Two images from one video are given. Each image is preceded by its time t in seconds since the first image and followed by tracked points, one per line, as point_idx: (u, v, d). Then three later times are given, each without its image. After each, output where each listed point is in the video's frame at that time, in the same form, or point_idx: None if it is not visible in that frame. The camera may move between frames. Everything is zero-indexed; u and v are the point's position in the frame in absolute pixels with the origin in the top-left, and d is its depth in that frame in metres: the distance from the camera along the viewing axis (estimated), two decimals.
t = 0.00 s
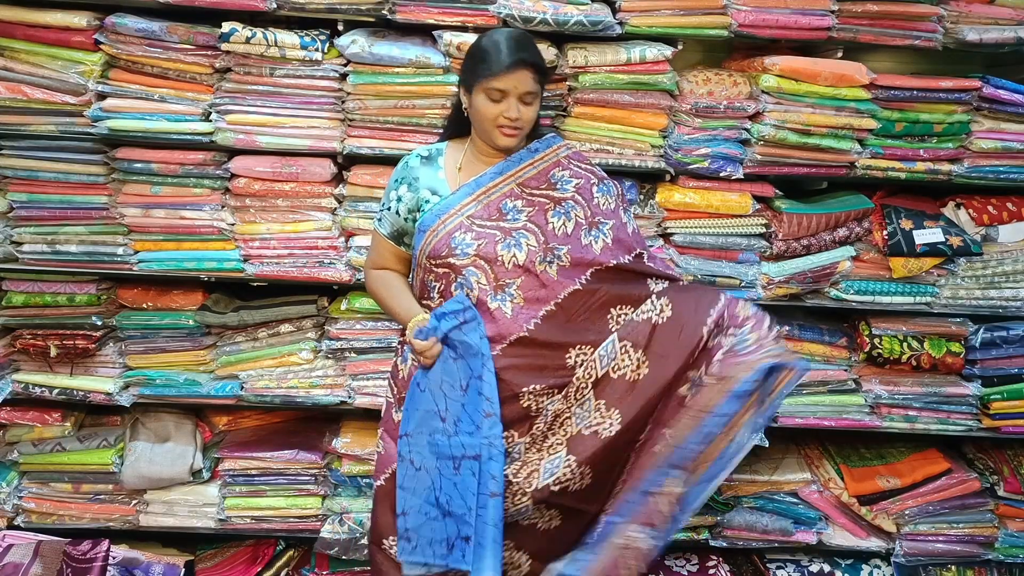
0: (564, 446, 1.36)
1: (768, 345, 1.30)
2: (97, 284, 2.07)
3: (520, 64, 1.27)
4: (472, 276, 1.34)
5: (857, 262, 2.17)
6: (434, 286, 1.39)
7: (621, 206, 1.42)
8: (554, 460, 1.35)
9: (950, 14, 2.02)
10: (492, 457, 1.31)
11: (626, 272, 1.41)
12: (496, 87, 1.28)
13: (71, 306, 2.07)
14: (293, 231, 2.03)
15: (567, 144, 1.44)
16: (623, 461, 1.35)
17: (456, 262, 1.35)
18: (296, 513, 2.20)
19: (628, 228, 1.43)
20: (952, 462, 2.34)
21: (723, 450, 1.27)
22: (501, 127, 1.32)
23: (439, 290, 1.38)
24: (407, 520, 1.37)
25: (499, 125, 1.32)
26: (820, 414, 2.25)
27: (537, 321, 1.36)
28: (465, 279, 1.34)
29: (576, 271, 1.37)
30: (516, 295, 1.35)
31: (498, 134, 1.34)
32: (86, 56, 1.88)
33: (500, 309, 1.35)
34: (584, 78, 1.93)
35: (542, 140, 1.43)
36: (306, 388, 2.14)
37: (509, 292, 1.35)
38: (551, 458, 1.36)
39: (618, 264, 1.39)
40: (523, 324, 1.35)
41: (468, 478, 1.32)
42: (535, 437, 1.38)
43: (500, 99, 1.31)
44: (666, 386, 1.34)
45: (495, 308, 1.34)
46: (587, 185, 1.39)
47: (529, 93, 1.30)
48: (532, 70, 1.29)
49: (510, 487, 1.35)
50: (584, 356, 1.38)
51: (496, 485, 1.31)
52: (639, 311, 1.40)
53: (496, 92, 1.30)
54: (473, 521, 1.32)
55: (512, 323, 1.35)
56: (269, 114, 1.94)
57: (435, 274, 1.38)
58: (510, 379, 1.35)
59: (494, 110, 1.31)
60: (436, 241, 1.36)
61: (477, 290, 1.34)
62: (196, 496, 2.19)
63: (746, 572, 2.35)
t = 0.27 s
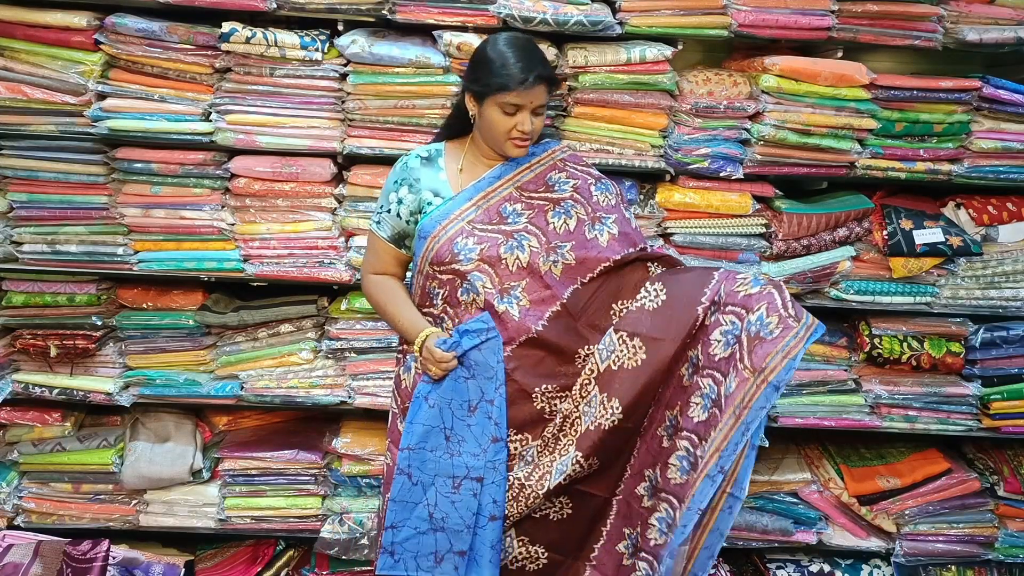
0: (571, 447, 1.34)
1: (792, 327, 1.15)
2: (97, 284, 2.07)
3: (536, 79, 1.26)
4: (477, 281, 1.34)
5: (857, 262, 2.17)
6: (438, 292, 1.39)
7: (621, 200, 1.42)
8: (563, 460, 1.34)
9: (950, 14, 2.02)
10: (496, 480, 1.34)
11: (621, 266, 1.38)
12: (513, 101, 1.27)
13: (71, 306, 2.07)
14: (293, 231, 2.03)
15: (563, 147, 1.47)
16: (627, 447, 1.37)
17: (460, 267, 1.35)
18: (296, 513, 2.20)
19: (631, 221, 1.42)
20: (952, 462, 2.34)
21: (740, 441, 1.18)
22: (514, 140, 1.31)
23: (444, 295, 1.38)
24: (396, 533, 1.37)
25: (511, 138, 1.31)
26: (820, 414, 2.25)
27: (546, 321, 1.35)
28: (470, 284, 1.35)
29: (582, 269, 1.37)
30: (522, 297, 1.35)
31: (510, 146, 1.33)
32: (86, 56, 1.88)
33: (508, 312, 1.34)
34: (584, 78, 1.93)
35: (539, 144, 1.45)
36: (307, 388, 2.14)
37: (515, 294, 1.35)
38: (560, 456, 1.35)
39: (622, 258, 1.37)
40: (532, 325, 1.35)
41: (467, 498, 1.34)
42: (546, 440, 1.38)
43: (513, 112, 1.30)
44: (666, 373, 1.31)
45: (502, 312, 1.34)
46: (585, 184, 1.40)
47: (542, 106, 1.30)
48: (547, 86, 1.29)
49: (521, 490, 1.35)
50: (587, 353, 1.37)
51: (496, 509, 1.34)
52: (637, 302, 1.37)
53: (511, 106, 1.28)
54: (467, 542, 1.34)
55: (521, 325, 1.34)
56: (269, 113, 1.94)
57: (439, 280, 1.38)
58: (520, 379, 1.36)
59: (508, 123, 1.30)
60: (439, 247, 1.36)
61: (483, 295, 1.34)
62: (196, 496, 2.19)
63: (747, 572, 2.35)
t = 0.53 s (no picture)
0: (566, 449, 1.42)
1: (801, 342, 1.46)
2: (97, 284, 2.07)
3: (529, 85, 1.24)
4: (468, 286, 1.34)
5: (857, 262, 2.17)
6: (427, 295, 1.38)
7: (611, 202, 1.42)
8: (558, 461, 1.41)
9: (950, 14, 2.02)
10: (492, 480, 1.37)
11: (616, 274, 1.41)
12: (505, 107, 1.25)
13: (71, 306, 2.07)
14: (293, 231, 2.03)
15: (552, 147, 1.44)
16: (626, 456, 1.42)
17: (451, 271, 1.34)
18: (296, 513, 2.20)
19: (621, 223, 1.43)
20: (952, 462, 2.34)
21: (757, 453, 1.43)
22: (504, 144, 1.31)
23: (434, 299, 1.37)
24: (398, 533, 1.39)
25: (501, 142, 1.30)
26: (820, 414, 2.24)
27: (538, 326, 1.37)
28: (461, 288, 1.34)
29: (572, 275, 1.38)
30: (513, 302, 1.36)
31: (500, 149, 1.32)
32: (86, 56, 1.88)
33: (500, 316, 1.35)
34: (584, 78, 1.93)
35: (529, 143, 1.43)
36: (307, 388, 2.14)
37: (506, 299, 1.36)
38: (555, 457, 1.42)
39: (611, 265, 1.39)
40: (523, 329, 1.36)
41: (466, 497, 1.37)
42: (538, 441, 1.42)
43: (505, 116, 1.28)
44: (665, 384, 1.37)
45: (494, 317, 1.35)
46: (576, 186, 1.39)
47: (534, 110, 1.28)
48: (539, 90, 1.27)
49: (515, 490, 1.40)
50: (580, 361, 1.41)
51: (493, 508, 1.38)
52: (637, 315, 1.41)
53: (503, 110, 1.26)
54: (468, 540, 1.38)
55: (513, 329, 1.36)
56: (269, 113, 1.94)
57: (430, 283, 1.37)
58: (511, 380, 1.38)
59: (500, 127, 1.28)
60: (430, 250, 1.33)
61: (474, 299, 1.34)
62: (196, 496, 2.19)
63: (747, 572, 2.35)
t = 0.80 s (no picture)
0: (557, 448, 1.42)
1: (803, 367, 1.39)
2: (97, 284, 2.07)
3: (518, 92, 1.24)
4: (457, 290, 1.35)
5: (857, 262, 2.16)
6: (415, 298, 1.39)
7: (595, 205, 1.42)
8: (547, 459, 1.42)
9: (950, 14, 2.02)
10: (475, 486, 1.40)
11: (602, 275, 1.42)
12: (494, 115, 1.26)
13: (71, 306, 2.07)
14: (293, 231, 2.03)
15: (538, 149, 1.46)
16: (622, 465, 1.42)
17: (440, 276, 1.35)
18: (296, 513, 2.20)
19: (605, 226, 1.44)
20: (952, 462, 2.34)
21: (767, 474, 1.37)
22: (492, 149, 1.32)
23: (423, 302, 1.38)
24: (380, 541, 1.40)
25: (490, 148, 1.31)
26: (820, 414, 2.24)
27: (526, 328, 1.39)
28: (450, 293, 1.35)
29: (559, 278, 1.39)
30: (502, 306, 1.37)
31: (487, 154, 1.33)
32: (86, 56, 1.88)
33: (489, 319, 1.37)
34: (584, 78, 1.93)
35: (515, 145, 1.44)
36: (307, 388, 2.14)
37: (495, 303, 1.37)
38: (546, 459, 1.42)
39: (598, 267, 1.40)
40: (512, 331, 1.38)
41: (448, 507, 1.39)
42: (527, 438, 1.43)
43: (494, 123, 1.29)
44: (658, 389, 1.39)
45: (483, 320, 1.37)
46: (562, 188, 1.40)
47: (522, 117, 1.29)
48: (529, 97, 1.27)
49: (505, 486, 1.42)
50: (569, 357, 1.42)
51: (474, 518, 1.41)
52: (628, 314, 1.40)
53: (491, 118, 1.27)
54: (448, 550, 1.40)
55: (501, 332, 1.38)
56: (269, 114, 1.94)
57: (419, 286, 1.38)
58: (499, 380, 1.39)
59: (489, 134, 1.29)
60: (418, 254, 1.35)
61: (463, 303, 1.36)
62: (196, 496, 2.19)
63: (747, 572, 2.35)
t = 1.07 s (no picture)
0: (544, 450, 1.44)
1: (780, 356, 1.43)
2: (97, 284, 2.07)
3: (505, 96, 1.25)
4: (445, 291, 1.35)
5: (857, 262, 2.16)
6: (402, 301, 1.39)
7: (578, 206, 1.45)
8: (536, 461, 1.43)
9: (950, 14, 2.02)
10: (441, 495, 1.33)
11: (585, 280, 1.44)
12: (481, 118, 1.26)
13: (71, 306, 2.07)
14: (294, 231, 2.03)
15: (521, 151, 1.47)
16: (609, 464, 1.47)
17: (428, 277, 1.35)
18: (296, 513, 2.20)
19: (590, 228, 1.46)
20: (952, 462, 2.34)
21: (751, 468, 1.42)
22: (480, 151, 1.32)
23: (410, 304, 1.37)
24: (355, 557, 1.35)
25: (477, 150, 1.32)
26: (820, 414, 2.24)
27: (513, 329, 1.39)
28: (438, 294, 1.36)
29: (545, 278, 1.40)
30: (490, 307, 1.38)
31: (473, 156, 1.33)
32: (86, 56, 1.88)
33: (476, 321, 1.37)
34: (584, 79, 1.93)
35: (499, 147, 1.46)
36: (307, 388, 2.14)
37: (482, 304, 1.37)
38: (533, 459, 1.43)
39: (583, 269, 1.43)
40: (499, 333, 1.38)
41: (419, 518, 1.34)
42: (516, 442, 1.44)
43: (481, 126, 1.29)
44: (642, 388, 1.43)
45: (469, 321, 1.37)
46: (545, 189, 1.42)
47: (508, 120, 1.30)
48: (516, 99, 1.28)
49: (494, 490, 1.42)
50: (552, 361, 1.44)
51: (445, 527, 1.36)
52: (609, 316, 1.44)
53: (479, 121, 1.28)
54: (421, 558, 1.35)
55: (489, 333, 1.38)
56: (269, 113, 1.94)
57: (406, 289, 1.37)
58: (486, 383, 1.39)
59: (476, 137, 1.30)
60: (405, 256, 1.35)
61: (451, 305, 1.36)
62: (196, 496, 2.19)
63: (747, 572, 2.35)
